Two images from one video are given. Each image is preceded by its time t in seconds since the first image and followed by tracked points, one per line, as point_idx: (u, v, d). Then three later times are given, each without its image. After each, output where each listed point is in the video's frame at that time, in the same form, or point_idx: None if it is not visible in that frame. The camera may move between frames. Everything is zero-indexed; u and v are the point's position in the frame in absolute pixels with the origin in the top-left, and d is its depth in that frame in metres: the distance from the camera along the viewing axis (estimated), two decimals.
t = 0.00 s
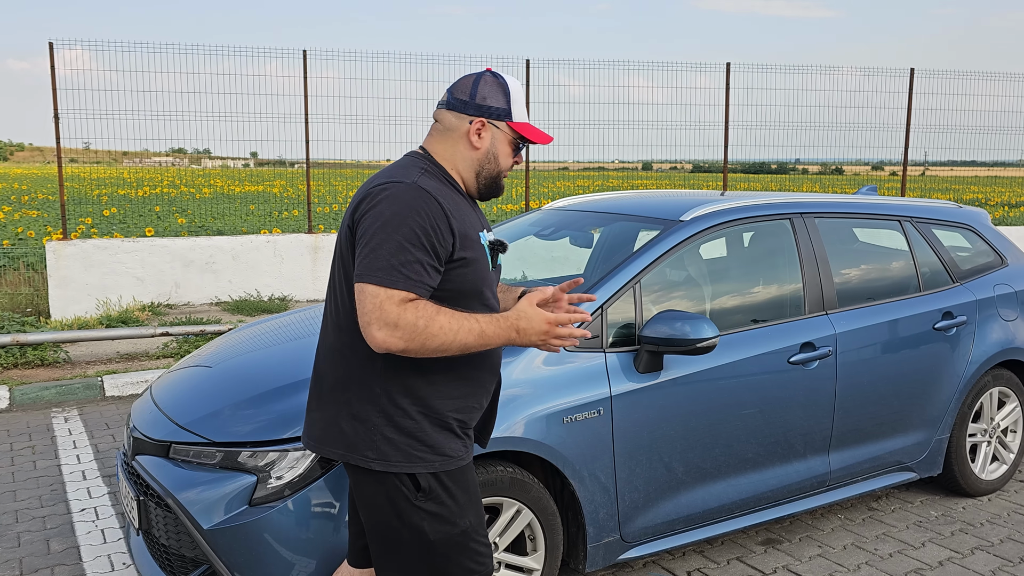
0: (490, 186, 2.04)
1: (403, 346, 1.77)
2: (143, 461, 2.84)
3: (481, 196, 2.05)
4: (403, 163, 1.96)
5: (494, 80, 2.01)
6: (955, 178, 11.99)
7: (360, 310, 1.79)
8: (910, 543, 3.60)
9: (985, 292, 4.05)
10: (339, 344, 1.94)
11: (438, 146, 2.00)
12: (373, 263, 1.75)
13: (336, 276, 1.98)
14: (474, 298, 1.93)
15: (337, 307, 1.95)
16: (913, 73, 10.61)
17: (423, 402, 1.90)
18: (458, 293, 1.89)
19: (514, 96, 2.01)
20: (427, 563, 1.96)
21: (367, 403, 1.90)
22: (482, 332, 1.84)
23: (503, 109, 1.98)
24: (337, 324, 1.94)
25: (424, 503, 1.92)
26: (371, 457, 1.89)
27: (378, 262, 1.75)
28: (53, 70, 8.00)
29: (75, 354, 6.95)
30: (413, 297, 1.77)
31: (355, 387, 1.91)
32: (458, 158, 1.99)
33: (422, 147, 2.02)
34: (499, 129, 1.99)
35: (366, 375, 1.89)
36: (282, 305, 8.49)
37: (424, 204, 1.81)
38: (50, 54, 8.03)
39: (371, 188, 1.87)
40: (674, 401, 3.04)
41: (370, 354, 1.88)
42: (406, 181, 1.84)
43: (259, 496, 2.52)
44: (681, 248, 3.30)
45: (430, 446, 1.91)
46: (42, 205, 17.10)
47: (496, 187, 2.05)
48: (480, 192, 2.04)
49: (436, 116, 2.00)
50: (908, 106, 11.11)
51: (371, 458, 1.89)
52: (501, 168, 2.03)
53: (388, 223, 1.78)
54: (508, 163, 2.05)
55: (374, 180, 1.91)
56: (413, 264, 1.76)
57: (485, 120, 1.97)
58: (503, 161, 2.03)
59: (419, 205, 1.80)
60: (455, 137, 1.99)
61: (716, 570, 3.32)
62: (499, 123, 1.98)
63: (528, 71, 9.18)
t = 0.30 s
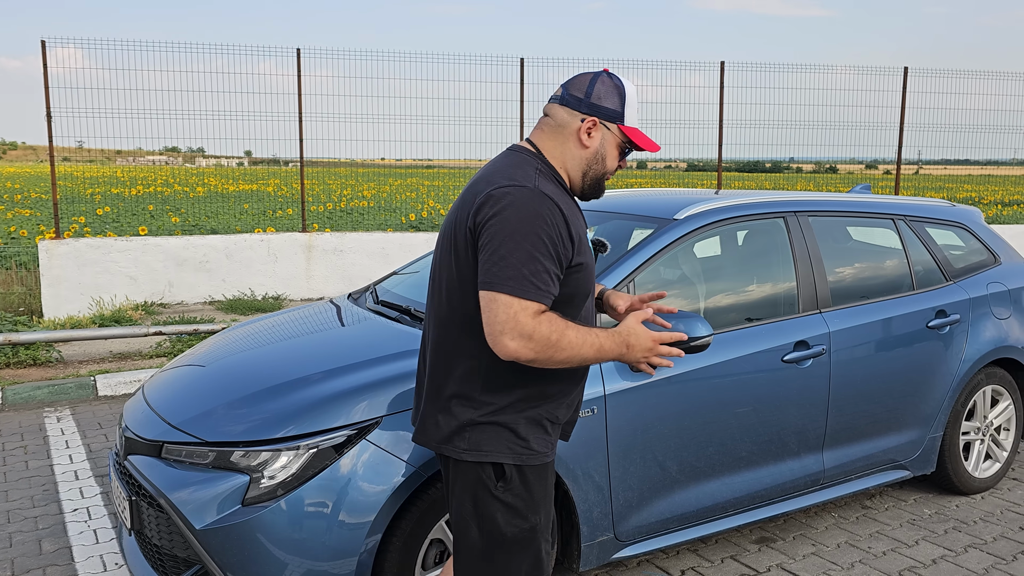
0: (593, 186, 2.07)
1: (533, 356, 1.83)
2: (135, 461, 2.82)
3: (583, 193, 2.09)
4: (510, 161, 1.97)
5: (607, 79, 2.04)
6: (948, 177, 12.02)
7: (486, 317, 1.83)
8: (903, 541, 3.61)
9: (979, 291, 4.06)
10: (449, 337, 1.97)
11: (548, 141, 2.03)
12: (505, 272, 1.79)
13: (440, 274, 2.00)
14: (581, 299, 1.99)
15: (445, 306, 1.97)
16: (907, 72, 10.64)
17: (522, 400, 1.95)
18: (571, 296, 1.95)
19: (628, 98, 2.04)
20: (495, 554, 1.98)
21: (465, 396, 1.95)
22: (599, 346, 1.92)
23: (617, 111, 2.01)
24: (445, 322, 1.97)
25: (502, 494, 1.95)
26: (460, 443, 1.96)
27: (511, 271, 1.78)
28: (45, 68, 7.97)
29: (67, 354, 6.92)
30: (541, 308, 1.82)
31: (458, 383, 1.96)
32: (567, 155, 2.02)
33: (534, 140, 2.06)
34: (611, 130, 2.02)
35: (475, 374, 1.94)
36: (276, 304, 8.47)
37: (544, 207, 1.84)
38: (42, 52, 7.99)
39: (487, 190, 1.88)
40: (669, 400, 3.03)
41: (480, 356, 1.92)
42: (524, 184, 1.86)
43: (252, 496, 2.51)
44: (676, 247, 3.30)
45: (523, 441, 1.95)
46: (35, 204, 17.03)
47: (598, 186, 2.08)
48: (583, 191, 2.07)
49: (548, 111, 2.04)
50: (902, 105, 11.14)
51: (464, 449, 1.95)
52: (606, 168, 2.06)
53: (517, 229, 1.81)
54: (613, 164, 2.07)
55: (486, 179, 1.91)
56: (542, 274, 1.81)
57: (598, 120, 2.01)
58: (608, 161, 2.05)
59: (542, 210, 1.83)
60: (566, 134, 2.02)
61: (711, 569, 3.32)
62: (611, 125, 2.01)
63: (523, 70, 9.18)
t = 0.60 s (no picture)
0: (662, 170, 2.29)
1: (674, 329, 1.99)
2: (113, 461, 2.78)
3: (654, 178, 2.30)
4: (588, 156, 2.14)
5: (660, 72, 2.24)
6: (929, 174, 12.12)
7: (627, 301, 1.94)
8: (885, 535, 3.62)
9: (959, 286, 4.08)
10: (565, 331, 2.06)
11: (620, 135, 2.22)
12: (644, 251, 1.93)
13: (543, 270, 2.10)
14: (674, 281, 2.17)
15: (556, 300, 2.07)
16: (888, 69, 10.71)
17: (632, 383, 2.08)
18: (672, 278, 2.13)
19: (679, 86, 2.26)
20: (580, 549, 2.08)
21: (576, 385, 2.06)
22: (713, 318, 2.11)
23: (677, 100, 2.23)
24: (557, 317, 2.07)
25: (593, 490, 2.07)
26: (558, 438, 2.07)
27: (646, 250, 1.93)
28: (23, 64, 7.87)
29: (47, 353, 6.84)
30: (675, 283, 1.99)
31: (570, 373, 2.07)
32: (639, 147, 2.23)
33: (605, 137, 2.23)
34: (674, 118, 2.24)
35: (594, 360, 2.05)
36: (259, 301, 8.42)
37: (651, 188, 2.02)
38: (20, 48, 7.89)
39: (592, 181, 2.03)
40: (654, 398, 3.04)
41: (598, 340, 2.04)
42: (625, 169, 2.04)
43: (231, 496, 2.48)
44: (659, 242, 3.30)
45: (628, 427, 2.09)
46: (15, 201, 16.82)
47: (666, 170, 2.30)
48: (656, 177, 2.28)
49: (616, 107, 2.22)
50: (883, 102, 11.20)
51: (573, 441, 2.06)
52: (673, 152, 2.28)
53: (639, 208, 1.96)
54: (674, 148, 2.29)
55: (582, 174, 2.06)
56: (668, 251, 1.98)
57: (663, 110, 2.22)
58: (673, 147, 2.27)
59: (650, 189, 2.01)
60: (636, 126, 2.22)
61: (693, 565, 3.32)
62: (674, 113, 2.24)
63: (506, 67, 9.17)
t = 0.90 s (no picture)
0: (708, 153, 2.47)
1: (737, 298, 2.12)
2: (68, 463, 2.72)
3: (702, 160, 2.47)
4: (645, 145, 2.29)
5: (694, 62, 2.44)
6: (891, 169, 12.31)
7: (694, 272, 2.08)
8: (846, 526, 3.67)
9: (918, 280, 4.14)
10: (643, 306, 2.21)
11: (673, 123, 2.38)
12: (711, 225, 2.08)
13: (616, 251, 2.25)
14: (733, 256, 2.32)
15: (630, 278, 2.22)
16: (850, 67, 10.88)
17: (713, 349, 2.23)
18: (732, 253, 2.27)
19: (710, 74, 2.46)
20: (712, 502, 2.26)
21: (662, 359, 2.20)
22: (769, 288, 2.26)
23: (716, 85, 2.42)
24: (633, 294, 2.22)
25: (710, 448, 2.24)
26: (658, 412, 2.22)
27: (711, 224, 2.08)
28: None
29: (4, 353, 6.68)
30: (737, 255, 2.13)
31: (656, 345, 2.21)
32: (692, 132, 2.39)
33: (660, 128, 2.39)
34: (715, 101, 2.43)
35: (673, 331, 2.20)
36: (224, 298, 8.31)
37: (711, 169, 2.18)
38: None
39: (656, 164, 2.18)
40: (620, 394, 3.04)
41: (676, 312, 2.19)
42: (685, 153, 2.20)
43: (190, 497, 2.43)
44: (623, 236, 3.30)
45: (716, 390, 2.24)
46: None
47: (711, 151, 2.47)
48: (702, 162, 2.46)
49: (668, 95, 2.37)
50: (845, 97, 11.36)
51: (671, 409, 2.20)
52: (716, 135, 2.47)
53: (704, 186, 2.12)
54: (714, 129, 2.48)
55: (643, 161, 2.22)
56: (730, 225, 2.13)
57: (709, 95, 2.39)
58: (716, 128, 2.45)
59: (711, 170, 2.16)
60: (688, 113, 2.38)
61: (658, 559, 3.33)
62: (715, 97, 2.42)
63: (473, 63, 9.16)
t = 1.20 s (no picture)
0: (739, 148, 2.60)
1: (789, 290, 2.27)
2: (5, 469, 2.61)
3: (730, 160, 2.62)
4: (693, 151, 2.40)
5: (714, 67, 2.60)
6: (839, 164, 12.55)
7: (749, 270, 2.21)
8: (797, 517, 3.71)
9: (865, 273, 4.20)
10: (697, 302, 2.33)
11: (713, 125, 2.50)
12: (768, 226, 2.22)
13: (669, 250, 2.35)
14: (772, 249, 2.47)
15: (685, 275, 2.33)
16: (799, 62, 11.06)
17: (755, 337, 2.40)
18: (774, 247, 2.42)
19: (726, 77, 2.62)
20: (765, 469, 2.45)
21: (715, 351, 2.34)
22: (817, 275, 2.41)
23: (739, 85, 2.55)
24: (688, 291, 2.33)
25: (761, 425, 2.42)
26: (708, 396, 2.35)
27: (768, 225, 2.22)
28: None
29: None
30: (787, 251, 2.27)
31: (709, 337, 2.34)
32: (727, 131, 2.52)
33: (699, 132, 2.50)
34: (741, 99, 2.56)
35: (724, 324, 2.34)
36: (173, 296, 8.13)
37: (760, 172, 2.30)
38: None
39: (712, 169, 2.29)
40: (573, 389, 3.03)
41: (728, 305, 2.33)
42: (737, 158, 2.32)
43: (133, 502, 2.35)
44: (576, 230, 3.30)
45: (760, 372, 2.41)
46: None
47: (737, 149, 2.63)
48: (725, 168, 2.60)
49: (706, 99, 2.48)
50: (795, 92, 11.53)
51: (723, 395, 2.35)
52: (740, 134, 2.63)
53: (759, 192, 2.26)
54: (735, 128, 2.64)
55: (698, 165, 2.33)
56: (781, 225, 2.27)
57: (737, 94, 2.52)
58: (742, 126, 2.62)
59: (761, 174, 2.29)
60: (723, 115, 2.50)
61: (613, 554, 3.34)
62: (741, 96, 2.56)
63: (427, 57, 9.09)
